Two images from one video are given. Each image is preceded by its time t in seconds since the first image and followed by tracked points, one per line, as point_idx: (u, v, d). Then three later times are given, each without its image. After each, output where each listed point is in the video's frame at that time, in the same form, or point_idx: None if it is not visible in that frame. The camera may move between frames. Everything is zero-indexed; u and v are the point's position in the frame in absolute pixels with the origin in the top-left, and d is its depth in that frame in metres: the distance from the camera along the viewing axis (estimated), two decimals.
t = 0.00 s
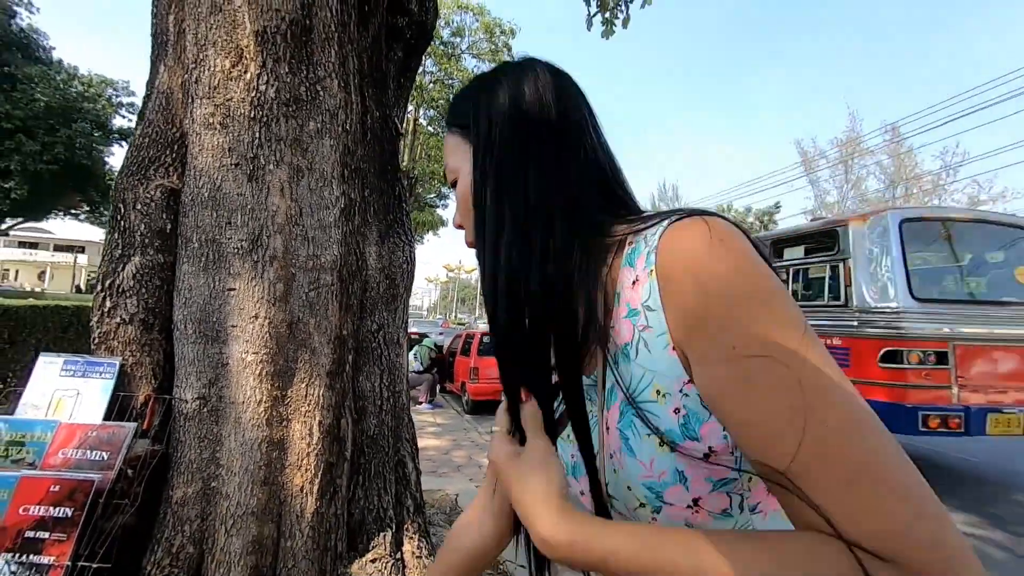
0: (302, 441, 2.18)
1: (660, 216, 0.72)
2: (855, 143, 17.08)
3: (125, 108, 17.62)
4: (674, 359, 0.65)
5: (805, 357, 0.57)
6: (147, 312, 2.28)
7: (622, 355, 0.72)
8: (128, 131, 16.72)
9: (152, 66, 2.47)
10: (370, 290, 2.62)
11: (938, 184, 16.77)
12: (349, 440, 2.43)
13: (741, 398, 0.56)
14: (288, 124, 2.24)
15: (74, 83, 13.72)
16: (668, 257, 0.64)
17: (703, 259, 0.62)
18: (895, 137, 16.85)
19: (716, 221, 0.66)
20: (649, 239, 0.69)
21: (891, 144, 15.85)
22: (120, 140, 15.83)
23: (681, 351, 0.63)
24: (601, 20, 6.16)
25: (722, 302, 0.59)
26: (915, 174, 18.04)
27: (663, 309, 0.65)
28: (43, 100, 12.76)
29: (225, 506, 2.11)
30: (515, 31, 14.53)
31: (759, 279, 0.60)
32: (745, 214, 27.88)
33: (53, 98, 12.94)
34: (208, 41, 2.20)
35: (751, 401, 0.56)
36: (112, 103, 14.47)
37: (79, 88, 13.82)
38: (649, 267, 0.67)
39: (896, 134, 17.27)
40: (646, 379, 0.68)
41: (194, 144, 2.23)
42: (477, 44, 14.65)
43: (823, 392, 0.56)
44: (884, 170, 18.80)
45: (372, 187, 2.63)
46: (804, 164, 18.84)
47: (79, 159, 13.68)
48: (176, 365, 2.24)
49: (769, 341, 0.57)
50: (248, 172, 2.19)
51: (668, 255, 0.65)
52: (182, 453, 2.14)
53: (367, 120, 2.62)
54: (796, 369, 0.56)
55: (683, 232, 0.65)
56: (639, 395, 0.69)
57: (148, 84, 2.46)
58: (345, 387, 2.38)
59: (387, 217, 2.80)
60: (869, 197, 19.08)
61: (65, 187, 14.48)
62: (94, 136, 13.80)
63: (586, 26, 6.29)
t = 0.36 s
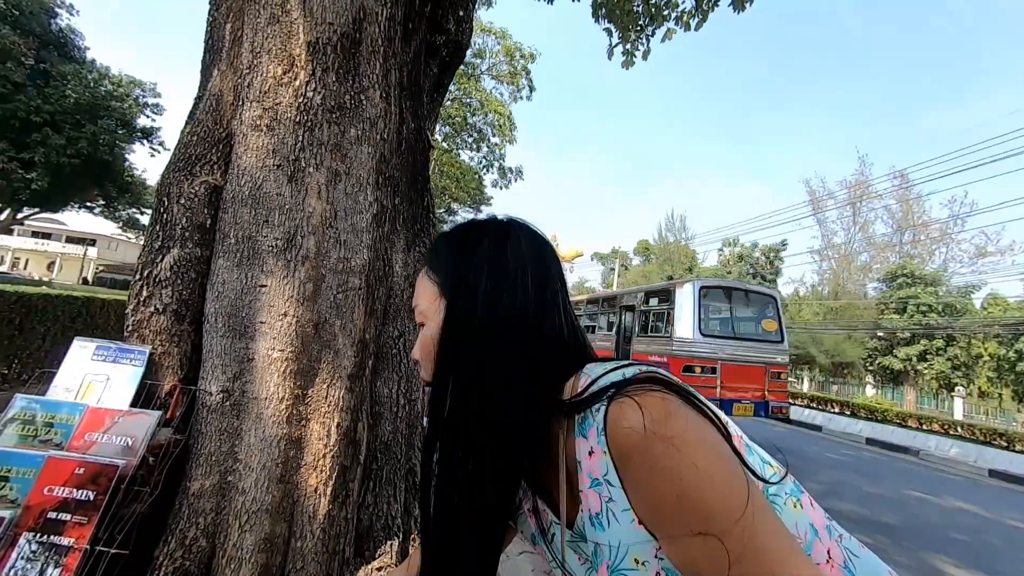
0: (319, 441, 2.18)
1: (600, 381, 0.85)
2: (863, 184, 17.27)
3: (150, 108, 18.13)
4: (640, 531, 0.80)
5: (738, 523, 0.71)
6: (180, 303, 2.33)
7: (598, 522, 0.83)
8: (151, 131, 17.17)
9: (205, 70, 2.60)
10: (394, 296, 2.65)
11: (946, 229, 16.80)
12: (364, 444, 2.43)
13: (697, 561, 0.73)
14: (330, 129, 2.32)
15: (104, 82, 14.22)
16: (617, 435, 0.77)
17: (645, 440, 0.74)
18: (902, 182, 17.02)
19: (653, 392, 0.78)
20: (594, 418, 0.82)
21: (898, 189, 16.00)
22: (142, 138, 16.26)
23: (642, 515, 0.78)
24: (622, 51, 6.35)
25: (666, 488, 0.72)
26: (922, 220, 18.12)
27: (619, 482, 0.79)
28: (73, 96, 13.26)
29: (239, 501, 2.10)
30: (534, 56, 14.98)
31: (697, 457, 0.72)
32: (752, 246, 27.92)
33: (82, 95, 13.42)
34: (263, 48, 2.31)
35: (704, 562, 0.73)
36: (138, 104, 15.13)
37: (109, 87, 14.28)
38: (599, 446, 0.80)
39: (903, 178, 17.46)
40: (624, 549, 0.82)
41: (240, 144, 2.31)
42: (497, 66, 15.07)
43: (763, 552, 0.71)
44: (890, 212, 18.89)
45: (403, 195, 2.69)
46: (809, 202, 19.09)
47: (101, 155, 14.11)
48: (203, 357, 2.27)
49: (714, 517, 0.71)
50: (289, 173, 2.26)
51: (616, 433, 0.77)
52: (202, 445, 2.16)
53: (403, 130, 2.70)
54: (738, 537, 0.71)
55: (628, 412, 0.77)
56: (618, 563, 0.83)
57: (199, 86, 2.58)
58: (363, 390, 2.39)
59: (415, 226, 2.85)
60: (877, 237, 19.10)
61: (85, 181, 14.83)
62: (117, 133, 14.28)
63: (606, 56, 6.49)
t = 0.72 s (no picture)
0: (325, 442, 2.16)
1: (638, 322, 0.87)
2: (866, 200, 17.28)
3: (158, 103, 18.25)
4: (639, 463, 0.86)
5: (725, 483, 0.73)
6: (190, 300, 2.33)
7: (603, 452, 0.91)
8: (159, 126, 17.29)
9: (222, 68, 2.61)
10: (403, 299, 2.63)
11: (949, 247, 16.79)
12: (368, 447, 2.40)
13: (665, 500, 0.76)
14: (346, 130, 2.32)
15: (114, 76, 14.33)
16: (643, 363, 0.80)
17: (668, 377, 0.77)
18: (906, 199, 17.03)
19: (695, 341, 0.80)
20: (624, 349, 0.86)
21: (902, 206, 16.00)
22: (150, 132, 16.35)
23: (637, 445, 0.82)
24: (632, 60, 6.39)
25: (671, 422, 0.75)
26: (926, 237, 18.09)
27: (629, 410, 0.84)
28: (83, 89, 13.38)
29: (242, 501, 2.09)
30: (542, 63, 15.05)
31: (710, 409, 0.75)
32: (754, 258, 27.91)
33: (92, 88, 13.56)
34: (283, 48, 2.32)
35: (671, 502, 0.75)
36: (147, 98, 15.26)
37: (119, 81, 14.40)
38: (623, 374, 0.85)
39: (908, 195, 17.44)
40: (622, 478, 0.89)
41: (256, 142, 2.32)
42: (506, 71, 15.16)
43: (732, 520, 0.72)
44: (893, 229, 18.90)
45: (415, 198, 2.68)
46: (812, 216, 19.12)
47: (108, 148, 14.23)
48: (211, 355, 2.27)
49: (703, 468, 0.73)
50: (303, 172, 2.26)
51: (642, 360, 0.81)
52: (207, 442, 2.15)
53: (418, 133, 2.70)
54: (716, 496, 0.72)
55: (661, 346, 0.80)
56: (615, 492, 0.90)
57: (217, 83, 2.59)
58: (369, 393, 2.37)
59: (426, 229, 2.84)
60: (879, 253, 19.09)
61: (91, 173, 14.91)
62: (125, 127, 14.41)
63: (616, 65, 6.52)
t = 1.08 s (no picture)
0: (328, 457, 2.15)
1: (750, 253, 0.85)
2: (874, 207, 17.12)
3: (169, 121, 18.67)
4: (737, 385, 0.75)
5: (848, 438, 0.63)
6: (196, 315, 2.35)
7: (686, 368, 0.83)
8: (169, 144, 17.65)
9: (228, 87, 2.66)
10: (406, 312, 2.63)
11: (960, 253, 16.52)
12: (372, 462, 2.38)
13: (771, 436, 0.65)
14: (349, 145, 2.35)
15: (127, 95, 14.65)
16: (774, 279, 0.71)
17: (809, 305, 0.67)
18: (914, 205, 16.85)
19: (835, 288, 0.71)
20: (739, 268, 0.80)
21: (911, 212, 15.81)
22: (160, 149, 16.68)
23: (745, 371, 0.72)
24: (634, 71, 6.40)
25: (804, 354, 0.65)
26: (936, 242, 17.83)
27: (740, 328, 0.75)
28: (97, 109, 13.72)
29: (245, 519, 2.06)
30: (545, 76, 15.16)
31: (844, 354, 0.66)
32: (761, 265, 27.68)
33: (105, 108, 13.91)
34: (287, 67, 2.37)
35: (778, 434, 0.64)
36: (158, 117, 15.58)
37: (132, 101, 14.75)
38: (735, 291, 0.78)
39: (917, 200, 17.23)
40: (709, 398, 0.78)
41: (261, 159, 2.35)
42: (508, 84, 15.34)
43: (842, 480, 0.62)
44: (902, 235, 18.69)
45: (418, 211, 2.69)
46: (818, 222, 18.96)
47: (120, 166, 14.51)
48: (216, 370, 2.27)
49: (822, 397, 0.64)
50: (306, 188, 2.28)
51: (773, 282, 0.72)
52: (212, 458, 2.14)
53: (420, 147, 2.72)
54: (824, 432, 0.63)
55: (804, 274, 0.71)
56: (694, 411, 0.81)
57: (224, 102, 2.64)
58: (373, 407, 2.36)
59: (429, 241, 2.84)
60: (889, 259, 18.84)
61: (104, 190, 15.18)
62: (136, 145, 14.72)
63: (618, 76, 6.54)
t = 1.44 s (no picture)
0: (337, 472, 2.16)
1: (821, 243, 0.94)
2: (881, 205, 16.95)
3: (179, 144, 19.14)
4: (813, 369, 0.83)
5: (941, 414, 0.69)
6: (205, 334, 2.39)
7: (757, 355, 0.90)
8: (179, 166, 18.06)
9: (234, 111, 2.74)
10: (412, 326, 2.65)
11: (973, 248, 16.23)
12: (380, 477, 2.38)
13: (850, 408, 0.74)
14: (351, 164, 2.40)
15: (138, 121, 15.05)
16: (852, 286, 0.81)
17: (893, 296, 0.76)
18: (922, 201, 16.67)
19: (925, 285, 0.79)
20: (808, 255, 0.90)
21: (918, 209, 15.64)
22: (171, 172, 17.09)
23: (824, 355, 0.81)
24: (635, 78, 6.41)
25: (887, 335, 0.74)
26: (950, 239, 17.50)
27: (820, 315, 0.83)
28: (110, 135, 14.15)
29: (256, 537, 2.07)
30: (545, 86, 15.32)
31: (931, 339, 0.73)
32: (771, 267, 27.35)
33: (118, 134, 14.31)
34: (291, 90, 2.44)
35: (878, 418, 0.71)
36: (168, 141, 15.96)
37: (142, 126, 15.14)
38: (809, 277, 0.87)
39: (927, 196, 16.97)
40: (785, 385, 0.85)
41: (266, 180, 2.41)
42: (509, 95, 15.51)
43: (942, 455, 0.67)
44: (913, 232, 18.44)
45: (421, 226, 2.73)
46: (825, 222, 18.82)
47: (131, 189, 14.86)
48: (225, 388, 2.30)
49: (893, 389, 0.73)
50: (310, 207, 2.33)
51: (853, 273, 0.82)
52: (221, 477, 2.14)
53: (421, 163, 2.77)
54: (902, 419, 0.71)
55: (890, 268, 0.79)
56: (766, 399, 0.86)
57: (230, 126, 2.71)
58: (381, 421, 2.37)
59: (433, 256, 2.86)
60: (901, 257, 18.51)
61: (117, 214, 15.55)
62: (147, 169, 15.08)
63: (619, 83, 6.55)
